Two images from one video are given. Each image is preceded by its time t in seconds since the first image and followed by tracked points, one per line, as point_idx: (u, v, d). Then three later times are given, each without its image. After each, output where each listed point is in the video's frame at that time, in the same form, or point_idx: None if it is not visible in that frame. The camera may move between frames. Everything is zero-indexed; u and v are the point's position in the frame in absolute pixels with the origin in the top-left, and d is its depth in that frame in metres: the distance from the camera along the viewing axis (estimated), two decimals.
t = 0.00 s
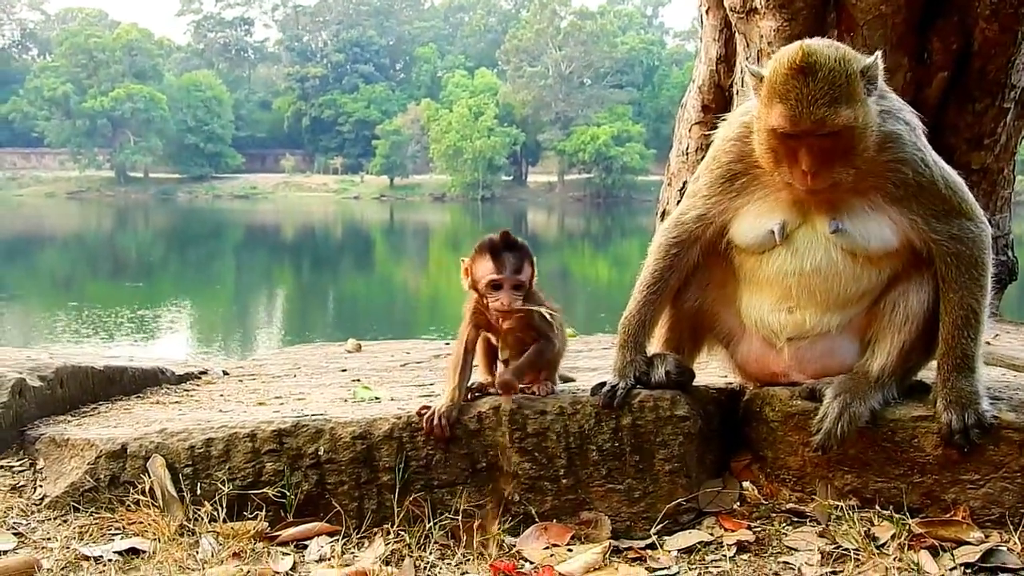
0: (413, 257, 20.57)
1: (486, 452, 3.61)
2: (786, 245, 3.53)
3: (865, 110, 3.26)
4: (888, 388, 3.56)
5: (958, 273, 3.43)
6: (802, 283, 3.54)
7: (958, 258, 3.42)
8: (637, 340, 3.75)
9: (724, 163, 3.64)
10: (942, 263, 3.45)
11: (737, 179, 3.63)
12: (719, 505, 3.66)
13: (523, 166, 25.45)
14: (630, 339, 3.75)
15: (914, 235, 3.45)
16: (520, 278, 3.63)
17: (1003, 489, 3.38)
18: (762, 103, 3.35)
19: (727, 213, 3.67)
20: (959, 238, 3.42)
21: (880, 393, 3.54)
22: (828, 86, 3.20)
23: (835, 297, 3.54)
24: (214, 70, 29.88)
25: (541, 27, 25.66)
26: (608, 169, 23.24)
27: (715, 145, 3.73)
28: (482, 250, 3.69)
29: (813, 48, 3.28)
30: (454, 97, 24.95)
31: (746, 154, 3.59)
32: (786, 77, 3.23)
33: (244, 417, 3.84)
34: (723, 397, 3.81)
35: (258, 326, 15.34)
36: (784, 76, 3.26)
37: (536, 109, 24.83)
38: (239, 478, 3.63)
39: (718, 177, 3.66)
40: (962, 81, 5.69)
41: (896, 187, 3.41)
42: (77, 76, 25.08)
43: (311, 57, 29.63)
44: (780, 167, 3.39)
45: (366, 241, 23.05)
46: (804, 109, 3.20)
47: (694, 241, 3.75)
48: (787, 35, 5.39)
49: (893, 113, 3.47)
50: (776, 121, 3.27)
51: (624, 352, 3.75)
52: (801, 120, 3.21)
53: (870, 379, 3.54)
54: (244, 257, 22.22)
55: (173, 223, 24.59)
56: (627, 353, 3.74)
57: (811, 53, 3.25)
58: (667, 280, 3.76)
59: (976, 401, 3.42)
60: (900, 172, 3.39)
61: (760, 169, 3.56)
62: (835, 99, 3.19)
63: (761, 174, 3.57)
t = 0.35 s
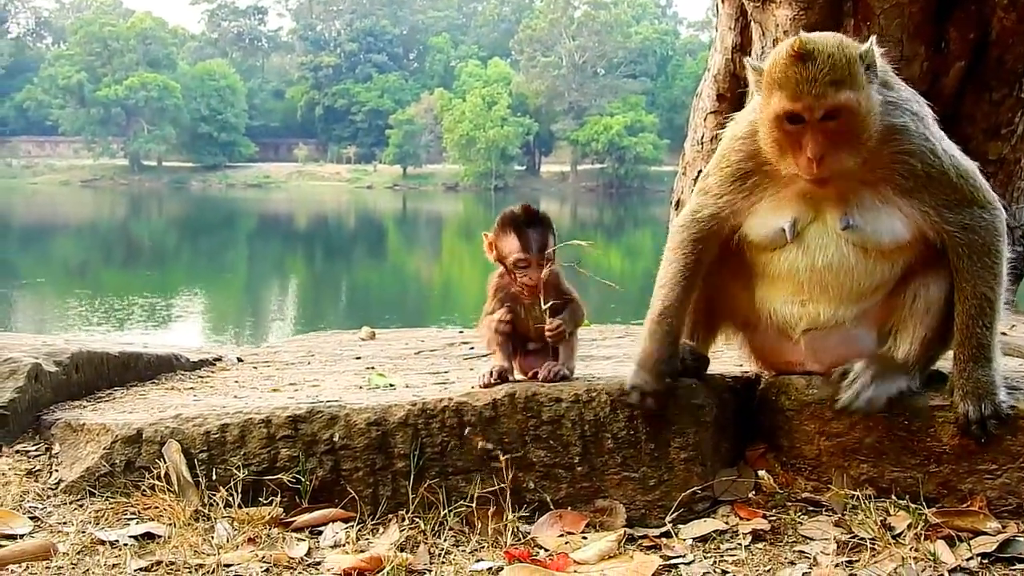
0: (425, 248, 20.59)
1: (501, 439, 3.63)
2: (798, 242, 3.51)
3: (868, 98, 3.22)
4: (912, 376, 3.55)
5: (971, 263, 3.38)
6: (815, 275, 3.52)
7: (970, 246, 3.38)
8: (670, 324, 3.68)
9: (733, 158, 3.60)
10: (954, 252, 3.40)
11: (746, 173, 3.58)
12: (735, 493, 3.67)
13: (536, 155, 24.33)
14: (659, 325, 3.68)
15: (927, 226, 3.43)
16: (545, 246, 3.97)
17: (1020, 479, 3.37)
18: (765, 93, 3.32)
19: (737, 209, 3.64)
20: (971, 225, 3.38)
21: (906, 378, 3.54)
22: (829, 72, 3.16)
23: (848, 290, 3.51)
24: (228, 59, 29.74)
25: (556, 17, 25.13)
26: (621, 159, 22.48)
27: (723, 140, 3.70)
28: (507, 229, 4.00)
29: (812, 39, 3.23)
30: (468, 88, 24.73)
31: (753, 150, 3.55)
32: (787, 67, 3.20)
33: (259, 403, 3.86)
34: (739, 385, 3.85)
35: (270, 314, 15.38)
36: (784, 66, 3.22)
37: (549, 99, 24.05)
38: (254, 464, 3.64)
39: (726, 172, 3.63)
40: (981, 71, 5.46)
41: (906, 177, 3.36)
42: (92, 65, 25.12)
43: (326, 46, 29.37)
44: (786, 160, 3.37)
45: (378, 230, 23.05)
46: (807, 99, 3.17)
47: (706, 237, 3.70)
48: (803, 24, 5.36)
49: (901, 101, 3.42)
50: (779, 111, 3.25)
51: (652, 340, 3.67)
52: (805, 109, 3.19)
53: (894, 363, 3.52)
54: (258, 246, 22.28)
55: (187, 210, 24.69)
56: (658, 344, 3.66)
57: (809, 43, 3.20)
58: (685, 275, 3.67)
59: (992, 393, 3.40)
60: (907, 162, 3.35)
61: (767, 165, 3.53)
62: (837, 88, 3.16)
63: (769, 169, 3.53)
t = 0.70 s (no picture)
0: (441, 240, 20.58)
1: (517, 431, 3.65)
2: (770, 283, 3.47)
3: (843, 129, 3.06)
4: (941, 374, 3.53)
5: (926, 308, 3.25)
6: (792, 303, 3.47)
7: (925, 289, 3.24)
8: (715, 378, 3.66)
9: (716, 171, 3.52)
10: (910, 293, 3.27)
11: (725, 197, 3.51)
12: (752, 483, 3.64)
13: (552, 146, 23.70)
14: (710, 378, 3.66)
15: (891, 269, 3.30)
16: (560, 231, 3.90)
17: None
18: (739, 120, 3.21)
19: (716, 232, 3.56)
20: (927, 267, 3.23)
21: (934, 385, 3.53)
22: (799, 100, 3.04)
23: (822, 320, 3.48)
24: (243, 50, 29.65)
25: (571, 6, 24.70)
26: (636, 148, 22.04)
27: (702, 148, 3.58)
28: (534, 205, 3.95)
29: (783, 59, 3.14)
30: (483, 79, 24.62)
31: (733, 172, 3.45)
32: (759, 91, 3.13)
33: (276, 394, 3.89)
34: (754, 375, 3.81)
35: (286, 306, 15.39)
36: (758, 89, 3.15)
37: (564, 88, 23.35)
38: (272, 455, 3.66)
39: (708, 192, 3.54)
40: (994, 56, 5.55)
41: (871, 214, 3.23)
42: (108, 56, 25.18)
43: (341, 36, 29.31)
44: (754, 192, 3.27)
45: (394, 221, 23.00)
46: (781, 128, 3.05)
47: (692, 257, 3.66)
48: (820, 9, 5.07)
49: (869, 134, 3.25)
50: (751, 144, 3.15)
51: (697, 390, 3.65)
52: (775, 142, 3.08)
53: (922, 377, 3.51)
54: (273, 238, 22.32)
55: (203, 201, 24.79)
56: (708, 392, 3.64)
57: (781, 79, 3.09)
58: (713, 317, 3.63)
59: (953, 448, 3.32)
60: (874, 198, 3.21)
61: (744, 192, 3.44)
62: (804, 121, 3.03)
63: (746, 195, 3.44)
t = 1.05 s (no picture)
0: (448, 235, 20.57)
1: (523, 425, 3.64)
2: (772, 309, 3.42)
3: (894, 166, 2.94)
4: (942, 368, 3.54)
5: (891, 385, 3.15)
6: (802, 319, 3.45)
7: (898, 362, 3.14)
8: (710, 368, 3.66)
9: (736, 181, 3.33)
10: (875, 365, 3.17)
11: (737, 216, 3.34)
12: (758, 477, 3.68)
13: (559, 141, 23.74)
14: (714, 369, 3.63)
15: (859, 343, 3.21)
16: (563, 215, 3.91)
17: None
18: (787, 138, 3.07)
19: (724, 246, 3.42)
20: (901, 348, 3.14)
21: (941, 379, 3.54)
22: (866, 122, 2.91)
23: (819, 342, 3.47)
24: (249, 45, 29.57)
25: None
26: (643, 142, 21.89)
27: (725, 152, 3.41)
28: (535, 191, 3.96)
29: (853, 79, 3.01)
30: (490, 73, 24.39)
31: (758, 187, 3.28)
32: (826, 100, 2.99)
33: (282, 388, 3.90)
34: (760, 370, 3.76)
35: (294, 301, 15.38)
36: (823, 98, 3.01)
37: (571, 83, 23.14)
38: (278, 449, 3.67)
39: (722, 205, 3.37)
40: (1001, 52, 5.54)
41: (872, 273, 3.11)
42: (115, 51, 25.19)
43: (347, 31, 29.20)
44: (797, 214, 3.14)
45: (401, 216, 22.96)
46: (845, 137, 2.91)
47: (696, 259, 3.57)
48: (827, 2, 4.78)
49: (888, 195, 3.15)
50: (802, 154, 2.99)
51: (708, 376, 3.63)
52: (833, 155, 2.93)
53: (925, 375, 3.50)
54: (279, 233, 22.31)
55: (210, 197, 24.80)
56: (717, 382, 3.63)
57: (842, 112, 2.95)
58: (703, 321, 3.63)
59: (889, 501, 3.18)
60: (883, 258, 3.10)
61: (762, 209, 3.29)
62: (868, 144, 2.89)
63: (762, 219, 3.29)
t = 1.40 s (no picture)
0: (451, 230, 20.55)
1: (524, 422, 3.64)
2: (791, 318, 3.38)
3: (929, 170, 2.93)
4: (945, 367, 3.53)
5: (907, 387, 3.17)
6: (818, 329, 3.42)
7: (912, 366, 3.16)
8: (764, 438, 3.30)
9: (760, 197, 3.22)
10: (890, 367, 3.17)
11: (764, 236, 3.22)
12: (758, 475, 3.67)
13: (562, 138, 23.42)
14: (758, 442, 3.30)
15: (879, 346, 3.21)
16: (568, 208, 3.94)
17: None
18: (823, 139, 3.02)
19: (746, 270, 3.26)
20: (916, 351, 3.16)
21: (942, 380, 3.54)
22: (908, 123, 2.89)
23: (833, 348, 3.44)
24: (254, 40, 29.53)
25: None
26: (647, 140, 21.80)
27: (742, 167, 3.34)
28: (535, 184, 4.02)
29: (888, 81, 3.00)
30: (494, 69, 24.41)
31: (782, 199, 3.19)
32: (864, 100, 2.97)
33: (284, 384, 3.90)
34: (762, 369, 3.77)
35: (298, 295, 15.44)
36: (861, 99, 2.98)
37: (575, 81, 23.11)
38: (279, 446, 3.67)
39: (745, 225, 3.25)
40: (1005, 50, 5.51)
41: (894, 276, 3.13)
42: (120, 45, 25.23)
43: (352, 26, 29.18)
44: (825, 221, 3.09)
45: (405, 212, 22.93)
46: (884, 139, 2.88)
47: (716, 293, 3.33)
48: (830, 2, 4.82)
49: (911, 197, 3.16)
50: (838, 155, 2.96)
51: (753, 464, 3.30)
52: (873, 156, 2.91)
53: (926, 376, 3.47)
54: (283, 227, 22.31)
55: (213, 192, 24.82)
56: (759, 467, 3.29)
57: (877, 111, 2.92)
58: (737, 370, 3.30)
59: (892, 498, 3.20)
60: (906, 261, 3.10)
61: (789, 221, 3.19)
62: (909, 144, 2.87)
63: (785, 230, 3.21)
